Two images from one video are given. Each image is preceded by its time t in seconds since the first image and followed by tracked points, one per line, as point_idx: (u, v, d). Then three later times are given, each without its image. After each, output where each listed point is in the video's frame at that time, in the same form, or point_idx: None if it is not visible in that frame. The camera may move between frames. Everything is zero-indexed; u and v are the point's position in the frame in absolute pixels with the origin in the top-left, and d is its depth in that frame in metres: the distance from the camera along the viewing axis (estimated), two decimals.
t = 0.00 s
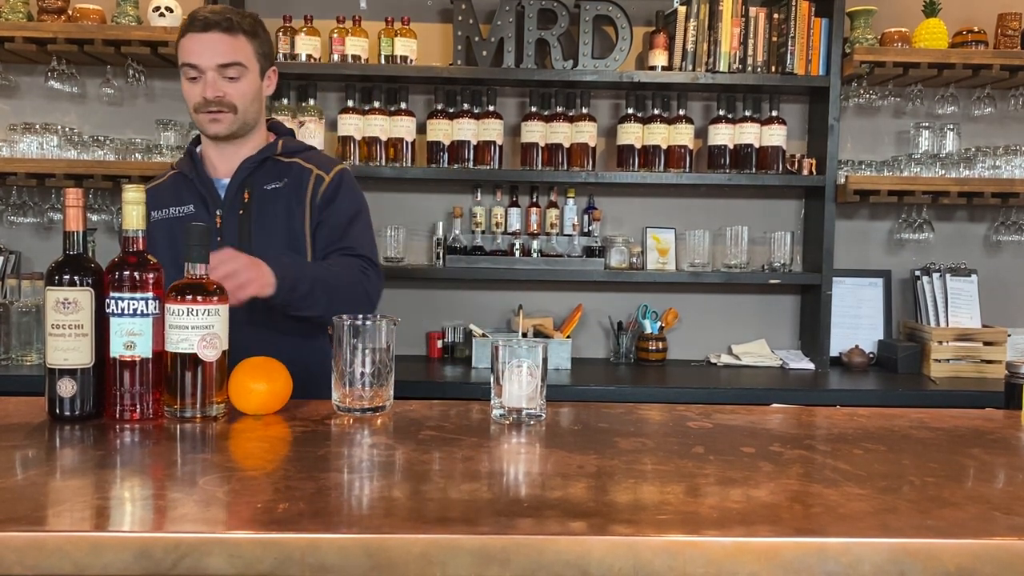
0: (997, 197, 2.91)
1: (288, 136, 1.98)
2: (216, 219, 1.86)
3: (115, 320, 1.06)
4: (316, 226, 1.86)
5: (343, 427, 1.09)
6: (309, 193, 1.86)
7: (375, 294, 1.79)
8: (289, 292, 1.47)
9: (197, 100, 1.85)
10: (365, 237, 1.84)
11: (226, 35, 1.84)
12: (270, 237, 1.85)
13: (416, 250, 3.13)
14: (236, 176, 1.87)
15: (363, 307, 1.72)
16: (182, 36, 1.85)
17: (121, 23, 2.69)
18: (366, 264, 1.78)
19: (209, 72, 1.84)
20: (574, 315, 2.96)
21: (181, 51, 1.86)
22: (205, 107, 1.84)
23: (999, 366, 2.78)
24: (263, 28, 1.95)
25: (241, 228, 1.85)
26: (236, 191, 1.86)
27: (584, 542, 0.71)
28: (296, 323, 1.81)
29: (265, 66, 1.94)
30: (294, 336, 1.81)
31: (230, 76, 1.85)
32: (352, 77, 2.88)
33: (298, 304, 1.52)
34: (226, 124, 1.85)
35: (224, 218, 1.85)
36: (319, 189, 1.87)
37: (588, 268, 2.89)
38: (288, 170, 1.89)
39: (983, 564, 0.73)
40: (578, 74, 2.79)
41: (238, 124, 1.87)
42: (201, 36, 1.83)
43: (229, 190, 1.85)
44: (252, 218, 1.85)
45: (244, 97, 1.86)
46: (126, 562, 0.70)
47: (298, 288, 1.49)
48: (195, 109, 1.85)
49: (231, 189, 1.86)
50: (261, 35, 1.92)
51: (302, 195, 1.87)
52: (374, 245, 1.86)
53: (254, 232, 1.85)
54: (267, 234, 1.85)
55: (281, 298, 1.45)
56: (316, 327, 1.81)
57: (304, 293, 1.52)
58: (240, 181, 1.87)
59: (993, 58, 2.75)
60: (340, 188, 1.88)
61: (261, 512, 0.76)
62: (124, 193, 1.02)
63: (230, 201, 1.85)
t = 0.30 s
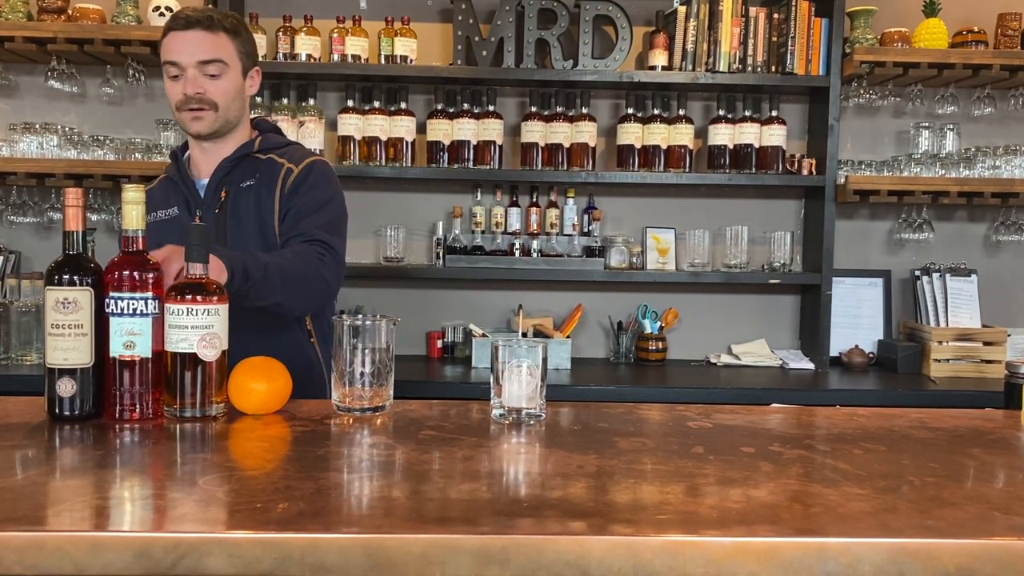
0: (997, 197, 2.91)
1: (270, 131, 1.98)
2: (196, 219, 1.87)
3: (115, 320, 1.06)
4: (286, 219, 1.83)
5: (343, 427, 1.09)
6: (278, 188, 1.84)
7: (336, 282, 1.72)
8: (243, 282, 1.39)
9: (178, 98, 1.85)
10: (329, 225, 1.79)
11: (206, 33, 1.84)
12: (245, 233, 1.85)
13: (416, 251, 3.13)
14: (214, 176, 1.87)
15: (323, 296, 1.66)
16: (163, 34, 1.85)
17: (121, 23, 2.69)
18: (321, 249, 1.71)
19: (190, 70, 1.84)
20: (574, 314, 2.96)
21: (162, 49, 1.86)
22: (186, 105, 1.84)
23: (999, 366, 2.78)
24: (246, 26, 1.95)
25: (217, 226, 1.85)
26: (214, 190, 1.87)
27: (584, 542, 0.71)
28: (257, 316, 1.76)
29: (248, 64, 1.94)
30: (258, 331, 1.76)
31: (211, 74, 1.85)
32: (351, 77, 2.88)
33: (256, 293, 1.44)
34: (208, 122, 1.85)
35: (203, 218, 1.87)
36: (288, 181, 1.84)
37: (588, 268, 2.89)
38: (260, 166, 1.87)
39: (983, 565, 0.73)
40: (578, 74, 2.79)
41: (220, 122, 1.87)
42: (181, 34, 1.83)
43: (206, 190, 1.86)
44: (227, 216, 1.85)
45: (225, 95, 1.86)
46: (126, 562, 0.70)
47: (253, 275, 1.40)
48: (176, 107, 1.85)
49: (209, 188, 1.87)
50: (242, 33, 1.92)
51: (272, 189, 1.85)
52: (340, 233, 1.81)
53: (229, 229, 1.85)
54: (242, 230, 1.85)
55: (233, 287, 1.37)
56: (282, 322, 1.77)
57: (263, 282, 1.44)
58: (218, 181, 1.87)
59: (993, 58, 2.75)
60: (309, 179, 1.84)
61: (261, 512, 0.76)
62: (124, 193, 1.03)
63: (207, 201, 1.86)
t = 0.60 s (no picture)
0: (997, 197, 2.92)
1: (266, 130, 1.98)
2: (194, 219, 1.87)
3: (115, 320, 1.06)
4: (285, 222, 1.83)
5: (343, 427, 1.09)
6: (276, 189, 1.84)
7: (338, 284, 1.72)
8: (248, 301, 1.39)
9: (176, 100, 1.84)
10: (328, 228, 1.79)
11: (203, 34, 1.83)
12: (245, 235, 1.85)
13: (416, 250, 3.13)
14: (211, 176, 1.87)
15: (326, 299, 1.66)
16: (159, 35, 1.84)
17: (121, 23, 2.69)
18: (322, 253, 1.71)
19: (187, 71, 1.83)
20: (574, 314, 2.96)
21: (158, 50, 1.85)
22: (185, 107, 1.84)
23: (999, 367, 2.78)
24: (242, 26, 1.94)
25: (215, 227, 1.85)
26: (211, 191, 1.87)
27: (584, 542, 0.71)
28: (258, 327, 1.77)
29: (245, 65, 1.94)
30: (260, 341, 1.78)
31: (209, 75, 1.84)
32: (351, 77, 2.88)
33: (262, 310, 1.44)
34: (207, 125, 1.85)
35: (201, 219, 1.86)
36: (286, 184, 1.84)
37: (587, 268, 2.89)
38: (258, 167, 1.87)
39: (983, 565, 0.73)
40: (578, 74, 2.79)
41: (219, 124, 1.87)
42: (178, 36, 1.82)
43: (203, 190, 1.86)
44: (225, 217, 1.85)
45: (224, 97, 1.86)
46: (126, 562, 0.70)
47: (258, 292, 1.41)
48: (175, 110, 1.84)
49: (206, 188, 1.86)
50: (239, 34, 1.91)
51: (270, 191, 1.85)
52: (340, 235, 1.81)
53: (228, 231, 1.85)
54: (241, 232, 1.84)
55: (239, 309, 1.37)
56: (283, 331, 1.78)
57: (267, 296, 1.44)
58: (215, 181, 1.87)
59: (993, 58, 2.75)
60: (307, 182, 1.85)
61: (261, 512, 0.76)
62: (124, 193, 1.02)
63: (205, 201, 1.86)
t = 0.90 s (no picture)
0: (997, 197, 2.92)
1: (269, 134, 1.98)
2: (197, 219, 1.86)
3: (115, 320, 1.06)
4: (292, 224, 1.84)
5: (343, 427, 1.09)
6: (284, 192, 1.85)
7: (347, 285, 1.74)
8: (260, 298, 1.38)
9: (185, 95, 1.84)
10: (337, 229, 1.80)
11: (216, 31, 1.85)
12: (252, 237, 1.85)
13: (416, 251, 3.13)
14: (216, 177, 1.86)
15: (336, 301, 1.68)
16: (171, 29, 1.85)
17: (121, 23, 2.69)
18: (332, 254, 1.73)
19: (198, 66, 1.84)
20: (574, 315, 2.96)
21: (168, 45, 1.86)
22: (193, 102, 1.84)
23: (999, 367, 2.78)
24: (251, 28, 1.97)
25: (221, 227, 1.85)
26: (215, 192, 1.86)
27: (584, 542, 0.71)
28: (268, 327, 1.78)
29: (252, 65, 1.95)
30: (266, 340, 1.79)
31: (220, 71, 1.85)
32: (351, 77, 2.88)
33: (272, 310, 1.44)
34: (214, 120, 1.85)
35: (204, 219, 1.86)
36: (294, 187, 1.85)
37: (587, 268, 2.89)
38: (264, 168, 1.88)
39: (983, 565, 0.73)
40: (578, 74, 2.79)
41: (226, 122, 1.87)
42: (191, 30, 1.83)
43: (208, 191, 1.85)
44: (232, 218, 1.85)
45: (232, 94, 1.86)
46: (126, 562, 0.70)
47: (270, 291, 1.40)
48: (182, 104, 1.84)
49: (211, 189, 1.86)
50: (249, 35, 1.94)
51: (278, 193, 1.85)
52: (347, 237, 1.83)
53: (234, 231, 1.85)
54: (247, 233, 1.85)
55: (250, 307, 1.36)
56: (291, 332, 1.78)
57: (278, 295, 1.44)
58: (220, 182, 1.86)
59: (993, 58, 2.75)
60: (313, 185, 1.85)
61: (262, 512, 0.76)
62: (124, 193, 1.02)
63: (210, 202, 1.85)
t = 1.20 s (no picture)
0: (997, 197, 2.92)
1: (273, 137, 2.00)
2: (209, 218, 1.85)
3: (115, 320, 1.06)
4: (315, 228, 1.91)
5: (343, 427, 1.09)
6: (308, 198, 1.91)
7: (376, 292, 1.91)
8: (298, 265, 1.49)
9: (198, 92, 1.86)
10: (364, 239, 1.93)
11: (233, 33, 1.88)
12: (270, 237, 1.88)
13: (416, 250, 3.13)
14: (229, 176, 1.87)
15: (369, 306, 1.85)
16: (187, 28, 1.87)
17: (121, 23, 2.69)
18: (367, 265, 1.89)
19: (213, 65, 1.87)
20: (574, 315, 2.96)
21: (183, 43, 1.88)
22: (205, 99, 1.85)
23: (999, 367, 2.78)
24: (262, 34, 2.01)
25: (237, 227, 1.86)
26: (228, 191, 1.87)
27: (584, 542, 0.71)
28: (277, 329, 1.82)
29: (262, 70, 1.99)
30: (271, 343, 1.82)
31: (234, 72, 1.88)
32: (351, 77, 2.88)
33: (323, 293, 1.66)
34: (225, 119, 1.87)
35: (217, 217, 1.86)
36: (318, 193, 1.92)
37: (587, 268, 2.89)
38: (283, 172, 1.92)
39: (983, 565, 0.73)
40: (578, 74, 2.79)
41: (236, 121, 1.89)
42: (209, 30, 1.86)
43: (222, 190, 1.86)
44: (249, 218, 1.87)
45: (245, 95, 1.89)
46: (126, 562, 0.70)
47: (332, 277, 1.65)
48: (194, 101, 1.85)
49: (224, 188, 1.86)
50: (261, 39, 1.98)
51: (301, 198, 1.91)
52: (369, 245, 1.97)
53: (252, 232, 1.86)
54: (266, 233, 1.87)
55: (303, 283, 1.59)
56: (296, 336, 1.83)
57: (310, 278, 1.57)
58: (233, 182, 1.88)
59: (993, 58, 2.75)
60: (337, 193, 1.95)
61: (261, 512, 0.76)
62: (124, 194, 1.02)
63: (223, 201, 1.86)
